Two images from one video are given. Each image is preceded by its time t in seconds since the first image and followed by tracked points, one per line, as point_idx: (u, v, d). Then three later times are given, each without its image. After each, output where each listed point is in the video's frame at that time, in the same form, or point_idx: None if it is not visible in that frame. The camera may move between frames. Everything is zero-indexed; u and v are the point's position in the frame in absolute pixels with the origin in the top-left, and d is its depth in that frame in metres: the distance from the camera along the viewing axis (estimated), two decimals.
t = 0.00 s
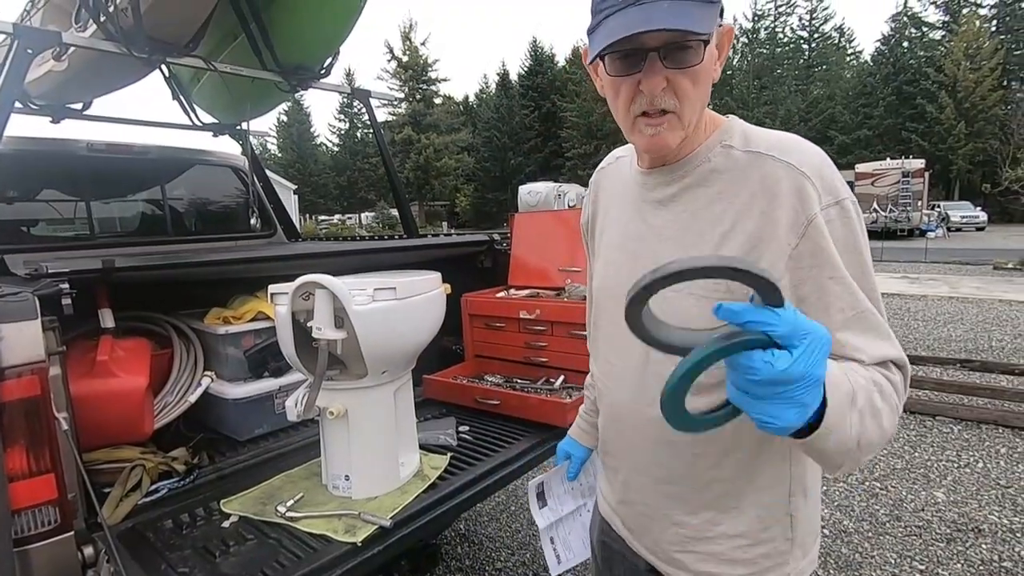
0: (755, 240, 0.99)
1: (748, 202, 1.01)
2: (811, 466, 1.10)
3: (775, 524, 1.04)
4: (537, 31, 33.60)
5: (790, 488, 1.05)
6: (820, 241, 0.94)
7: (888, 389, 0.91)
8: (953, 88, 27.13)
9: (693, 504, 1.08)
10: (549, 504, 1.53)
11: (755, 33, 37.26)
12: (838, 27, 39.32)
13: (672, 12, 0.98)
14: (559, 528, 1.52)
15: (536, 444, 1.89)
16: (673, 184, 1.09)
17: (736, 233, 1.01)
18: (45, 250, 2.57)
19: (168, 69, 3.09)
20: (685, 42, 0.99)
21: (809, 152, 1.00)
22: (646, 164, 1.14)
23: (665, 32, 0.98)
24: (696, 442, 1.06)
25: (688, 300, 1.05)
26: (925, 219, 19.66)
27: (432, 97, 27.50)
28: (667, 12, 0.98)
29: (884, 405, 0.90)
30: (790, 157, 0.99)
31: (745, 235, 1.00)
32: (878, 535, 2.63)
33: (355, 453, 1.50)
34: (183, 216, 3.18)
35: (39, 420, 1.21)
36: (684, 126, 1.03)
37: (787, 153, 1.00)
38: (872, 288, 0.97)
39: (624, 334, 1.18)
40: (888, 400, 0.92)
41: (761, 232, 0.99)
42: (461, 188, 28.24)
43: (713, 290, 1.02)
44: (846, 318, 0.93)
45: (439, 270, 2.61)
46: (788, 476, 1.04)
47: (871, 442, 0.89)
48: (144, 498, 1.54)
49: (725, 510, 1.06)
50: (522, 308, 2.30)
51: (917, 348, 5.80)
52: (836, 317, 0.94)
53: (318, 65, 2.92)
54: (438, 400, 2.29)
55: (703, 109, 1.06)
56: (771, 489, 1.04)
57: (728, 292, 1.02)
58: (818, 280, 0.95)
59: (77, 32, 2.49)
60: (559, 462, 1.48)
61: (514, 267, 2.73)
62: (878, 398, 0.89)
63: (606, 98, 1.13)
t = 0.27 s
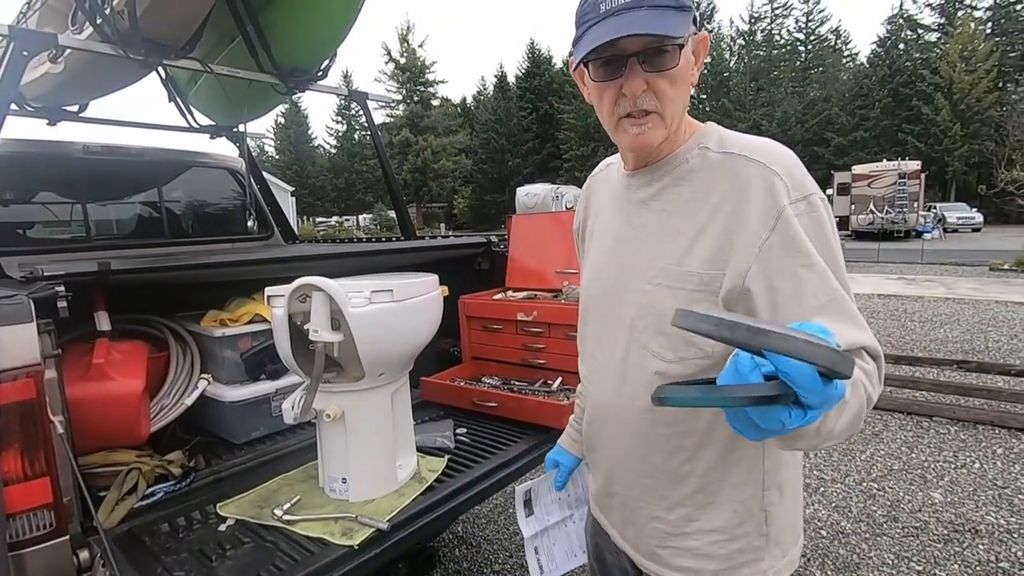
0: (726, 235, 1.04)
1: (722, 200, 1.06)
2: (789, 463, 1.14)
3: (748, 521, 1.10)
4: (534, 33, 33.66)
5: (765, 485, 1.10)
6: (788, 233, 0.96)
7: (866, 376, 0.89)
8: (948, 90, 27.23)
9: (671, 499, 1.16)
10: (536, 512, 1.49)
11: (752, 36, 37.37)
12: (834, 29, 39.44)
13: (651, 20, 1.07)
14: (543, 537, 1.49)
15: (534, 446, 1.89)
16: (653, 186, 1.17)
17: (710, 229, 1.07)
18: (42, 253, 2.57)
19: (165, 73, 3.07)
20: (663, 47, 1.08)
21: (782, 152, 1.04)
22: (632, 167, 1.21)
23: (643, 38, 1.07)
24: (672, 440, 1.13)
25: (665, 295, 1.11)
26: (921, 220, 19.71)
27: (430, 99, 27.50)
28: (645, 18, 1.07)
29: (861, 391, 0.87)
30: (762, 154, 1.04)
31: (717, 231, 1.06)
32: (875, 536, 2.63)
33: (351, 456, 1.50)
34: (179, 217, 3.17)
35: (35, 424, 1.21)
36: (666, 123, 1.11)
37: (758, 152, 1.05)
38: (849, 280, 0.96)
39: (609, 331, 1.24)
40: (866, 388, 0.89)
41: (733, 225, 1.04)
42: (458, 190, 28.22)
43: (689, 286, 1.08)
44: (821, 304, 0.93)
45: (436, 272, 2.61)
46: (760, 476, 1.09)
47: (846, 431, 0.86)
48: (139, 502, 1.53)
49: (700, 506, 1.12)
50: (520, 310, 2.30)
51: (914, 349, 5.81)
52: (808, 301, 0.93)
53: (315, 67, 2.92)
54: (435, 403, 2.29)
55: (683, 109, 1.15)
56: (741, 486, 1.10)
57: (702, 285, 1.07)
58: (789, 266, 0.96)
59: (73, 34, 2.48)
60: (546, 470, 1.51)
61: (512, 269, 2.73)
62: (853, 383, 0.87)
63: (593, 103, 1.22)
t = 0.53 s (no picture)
0: (695, 230, 1.10)
1: (691, 198, 1.12)
2: (762, 447, 1.19)
3: (727, 502, 1.13)
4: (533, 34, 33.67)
5: (741, 465, 1.14)
6: (749, 226, 1.03)
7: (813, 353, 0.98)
8: (947, 91, 27.27)
9: (654, 482, 1.17)
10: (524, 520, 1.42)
11: (751, 37, 37.41)
12: (832, 30, 39.49)
13: (613, 36, 1.13)
14: (530, 546, 1.43)
15: (534, 447, 1.90)
16: (629, 188, 1.22)
17: (681, 226, 1.12)
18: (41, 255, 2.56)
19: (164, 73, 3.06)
20: (627, 61, 1.14)
21: (744, 153, 1.11)
22: (608, 172, 1.27)
23: (606, 54, 1.13)
24: (653, 423, 1.17)
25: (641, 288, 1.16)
26: (920, 221, 19.72)
27: (429, 101, 27.50)
28: (608, 36, 1.13)
29: (807, 370, 0.96)
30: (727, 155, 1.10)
31: (687, 227, 1.11)
32: (875, 537, 2.63)
33: (351, 457, 1.49)
34: (177, 218, 3.16)
35: (33, 427, 1.21)
36: (635, 130, 1.17)
37: (723, 152, 1.11)
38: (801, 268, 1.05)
39: (590, 324, 1.27)
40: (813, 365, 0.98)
41: (701, 223, 1.09)
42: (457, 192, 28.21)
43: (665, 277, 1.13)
44: (775, 291, 1.00)
45: (435, 273, 2.61)
46: (736, 456, 1.13)
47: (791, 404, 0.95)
48: (138, 504, 1.53)
49: (683, 489, 1.15)
50: (520, 311, 2.30)
51: (913, 349, 5.81)
52: (765, 291, 1.01)
53: (314, 68, 2.90)
54: (434, 404, 2.28)
55: (652, 116, 1.21)
56: (721, 467, 1.13)
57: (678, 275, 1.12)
58: (748, 259, 1.02)
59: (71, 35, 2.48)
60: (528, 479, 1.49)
61: (512, 270, 2.73)
62: (800, 362, 0.96)
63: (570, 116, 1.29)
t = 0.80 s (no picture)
0: (674, 228, 1.11)
1: (668, 200, 1.13)
2: (741, 431, 1.21)
3: (709, 482, 1.13)
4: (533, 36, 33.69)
5: (723, 447, 1.15)
6: (724, 223, 1.05)
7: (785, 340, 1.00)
8: (947, 91, 27.27)
9: (642, 465, 1.18)
10: (507, 503, 1.47)
11: (751, 38, 37.45)
12: (833, 31, 39.49)
13: (590, 57, 1.14)
14: (513, 529, 1.46)
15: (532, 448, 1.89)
16: (612, 193, 1.22)
17: (660, 226, 1.13)
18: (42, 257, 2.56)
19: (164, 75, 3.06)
20: (605, 80, 1.15)
21: (717, 157, 1.13)
22: (592, 179, 1.28)
23: (584, 73, 1.15)
24: (638, 408, 1.17)
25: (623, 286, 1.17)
26: (921, 222, 19.72)
27: (429, 102, 27.52)
28: (586, 57, 1.14)
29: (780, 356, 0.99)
30: (702, 159, 1.12)
31: (666, 225, 1.12)
32: (876, 539, 2.62)
33: (350, 458, 1.49)
34: (178, 220, 3.16)
35: (32, 429, 1.21)
36: (615, 142, 1.19)
37: (698, 156, 1.12)
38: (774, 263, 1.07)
39: (577, 322, 1.28)
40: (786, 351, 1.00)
41: (678, 223, 1.10)
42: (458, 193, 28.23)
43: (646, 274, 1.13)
44: (748, 282, 1.02)
45: (435, 275, 2.61)
46: (718, 439, 1.14)
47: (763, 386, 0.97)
48: (137, 506, 1.53)
49: (668, 470, 1.15)
50: (520, 312, 2.30)
51: (914, 350, 5.81)
52: (739, 286, 1.02)
53: (314, 70, 2.91)
54: (434, 405, 2.29)
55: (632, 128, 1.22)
56: (704, 448, 1.14)
57: (659, 272, 1.12)
58: (722, 255, 1.04)
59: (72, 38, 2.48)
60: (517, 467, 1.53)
61: (512, 272, 2.73)
62: (773, 347, 0.98)
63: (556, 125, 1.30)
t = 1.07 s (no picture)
0: (659, 233, 1.11)
1: (653, 206, 1.14)
2: (731, 425, 1.22)
3: (699, 473, 1.14)
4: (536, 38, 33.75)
5: (712, 442, 1.15)
6: (706, 228, 1.05)
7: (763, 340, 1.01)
8: (950, 93, 27.24)
9: (635, 458, 1.18)
10: (514, 494, 1.48)
11: (753, 40, 37.46)
12: (836, 34, 39.47)
13: (583, 70, 1.14)
14: (518, 518, 1.49)
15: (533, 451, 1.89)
16: (603, 200, 1.23)
17: (646, 230, 1.14)
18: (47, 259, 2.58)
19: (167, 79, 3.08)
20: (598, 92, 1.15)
21: (704, 165, 1.13)
22: (585, 185, 1.29)
23: (578, 86, 1.14)
24: (629, 403, 1.17)
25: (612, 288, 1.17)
26: (924, 224, 19.69)
27: (432, 104, 27.57)
28: (578, 70, 1.14)
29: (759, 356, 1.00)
30: (687, 165, 1.12)
31: (652, 230, 1.13)
32: (879, 542, 2.62)
33: (351, 461, 1.48)
34: (181, 223, 3.17)
35: (34, 433, 1.22)
36: (609, 151, 1.19)
37: (683, 163, 1.13)
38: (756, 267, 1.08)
39: (569, 323, 1.29)
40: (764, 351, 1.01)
41: (663, 228, 1.11)
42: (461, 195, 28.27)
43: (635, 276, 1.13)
44: (728, 284, 1.03)
45: (437, 277, 2.61)
46: (707, 433, 1.15)
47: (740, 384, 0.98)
48: (139, 509, 1.53)
49: (659, 463, 1.15)
50: (521, 315, 2.30)
51: (917, 353, 5.80)
52: (720, 289, 1.03)
53: (316, 73, 2.92)
54: (435, 407, 2.29)
55: (625, 137, 1.22)
56: (695, 440, 1.14)
57: (646, 274, 1.12)
58: (704, 258, 1.04)
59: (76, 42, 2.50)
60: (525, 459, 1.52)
61: (513, 274, 2.74)
62: (751, 347, 0.98)
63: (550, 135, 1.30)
